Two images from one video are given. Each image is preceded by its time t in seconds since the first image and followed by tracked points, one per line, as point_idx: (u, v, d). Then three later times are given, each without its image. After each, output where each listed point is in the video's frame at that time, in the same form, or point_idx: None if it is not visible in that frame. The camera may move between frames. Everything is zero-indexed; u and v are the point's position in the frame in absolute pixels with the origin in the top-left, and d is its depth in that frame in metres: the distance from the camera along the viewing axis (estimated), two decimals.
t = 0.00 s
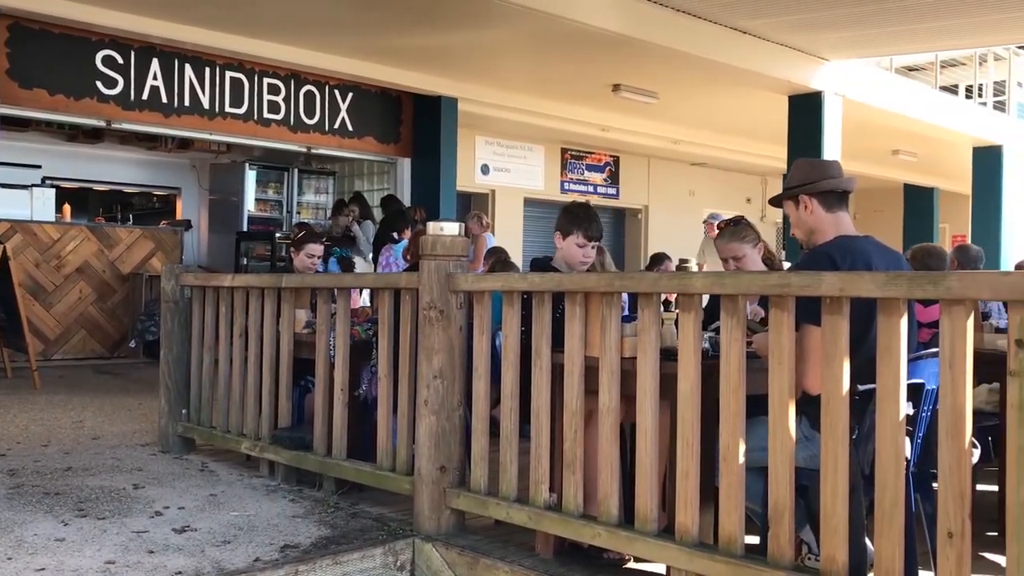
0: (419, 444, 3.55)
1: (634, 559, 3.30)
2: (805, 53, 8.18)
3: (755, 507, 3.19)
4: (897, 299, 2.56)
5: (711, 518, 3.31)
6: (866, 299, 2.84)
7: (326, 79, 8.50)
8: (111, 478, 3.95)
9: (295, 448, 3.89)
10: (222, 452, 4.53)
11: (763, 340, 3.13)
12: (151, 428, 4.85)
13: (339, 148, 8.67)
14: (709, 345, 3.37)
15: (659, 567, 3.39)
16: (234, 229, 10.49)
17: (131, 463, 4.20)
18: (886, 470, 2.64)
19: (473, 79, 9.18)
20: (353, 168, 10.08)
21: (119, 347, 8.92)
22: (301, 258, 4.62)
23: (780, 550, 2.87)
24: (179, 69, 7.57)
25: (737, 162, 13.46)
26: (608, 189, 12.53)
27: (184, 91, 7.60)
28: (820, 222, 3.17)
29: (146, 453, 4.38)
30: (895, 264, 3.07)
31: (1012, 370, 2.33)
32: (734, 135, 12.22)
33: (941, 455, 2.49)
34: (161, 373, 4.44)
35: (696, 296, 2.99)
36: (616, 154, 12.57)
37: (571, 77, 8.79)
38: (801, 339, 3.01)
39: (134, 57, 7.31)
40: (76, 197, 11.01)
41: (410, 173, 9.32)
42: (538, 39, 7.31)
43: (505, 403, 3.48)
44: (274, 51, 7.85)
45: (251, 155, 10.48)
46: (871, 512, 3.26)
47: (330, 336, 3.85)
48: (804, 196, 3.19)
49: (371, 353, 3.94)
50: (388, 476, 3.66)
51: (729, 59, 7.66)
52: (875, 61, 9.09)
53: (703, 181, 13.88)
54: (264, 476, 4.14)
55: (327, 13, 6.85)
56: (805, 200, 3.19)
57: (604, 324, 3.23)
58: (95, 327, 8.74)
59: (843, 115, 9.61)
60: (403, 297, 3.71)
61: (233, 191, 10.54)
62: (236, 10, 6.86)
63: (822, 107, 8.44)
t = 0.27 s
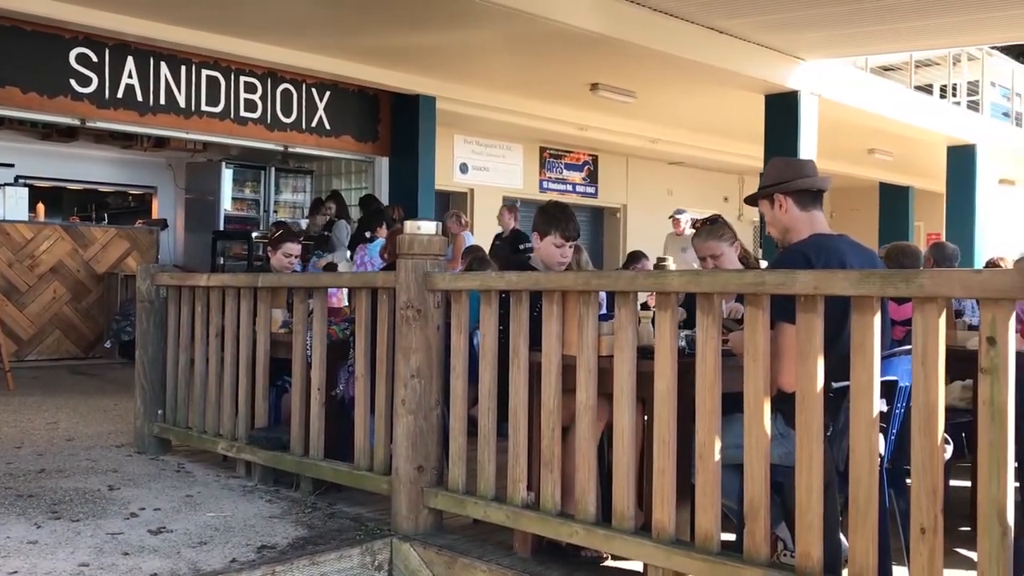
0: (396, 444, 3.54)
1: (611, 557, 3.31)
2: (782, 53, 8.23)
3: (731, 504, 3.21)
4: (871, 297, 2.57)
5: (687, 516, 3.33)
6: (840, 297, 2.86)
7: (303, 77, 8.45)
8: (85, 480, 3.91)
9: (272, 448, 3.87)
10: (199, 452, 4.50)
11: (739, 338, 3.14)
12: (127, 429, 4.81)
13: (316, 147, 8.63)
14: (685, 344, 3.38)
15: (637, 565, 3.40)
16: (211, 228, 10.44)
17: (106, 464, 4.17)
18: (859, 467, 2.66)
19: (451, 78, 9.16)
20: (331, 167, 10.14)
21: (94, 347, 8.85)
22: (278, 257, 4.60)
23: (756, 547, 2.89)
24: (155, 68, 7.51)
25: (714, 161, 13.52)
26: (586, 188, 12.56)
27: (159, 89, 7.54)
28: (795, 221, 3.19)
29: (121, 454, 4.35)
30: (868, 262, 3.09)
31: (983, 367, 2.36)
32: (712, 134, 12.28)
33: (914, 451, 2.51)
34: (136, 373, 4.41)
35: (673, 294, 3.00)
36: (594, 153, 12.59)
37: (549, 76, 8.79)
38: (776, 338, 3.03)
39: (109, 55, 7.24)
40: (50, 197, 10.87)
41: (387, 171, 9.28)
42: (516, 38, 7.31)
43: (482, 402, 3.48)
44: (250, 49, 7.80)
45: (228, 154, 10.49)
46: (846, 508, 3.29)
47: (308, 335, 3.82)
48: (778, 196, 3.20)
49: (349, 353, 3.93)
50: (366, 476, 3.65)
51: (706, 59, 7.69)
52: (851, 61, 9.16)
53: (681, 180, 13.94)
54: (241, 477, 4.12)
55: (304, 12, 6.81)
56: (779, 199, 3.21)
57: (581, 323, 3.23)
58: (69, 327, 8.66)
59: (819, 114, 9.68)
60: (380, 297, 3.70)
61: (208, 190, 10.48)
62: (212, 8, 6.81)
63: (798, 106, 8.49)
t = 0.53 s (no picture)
0: (372, 441, 3.53)
1: (588, 553, 3.31)
2: (758, 51, 8.27)
3: (706, 499, 3.22)
4: (843, 292, 2.59)
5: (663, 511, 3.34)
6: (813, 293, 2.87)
7: (278, 73, 8.40)
8: (57, 480, 3.87)
9: (247, 447, 3.85)
10: (175, 451, 4.48)
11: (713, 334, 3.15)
12: (100, 428, 4.77)
13: (292, 143, 8.58)
14: (660, 340, 3.39)
15: (613, 561, 3.41)
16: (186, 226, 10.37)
17: (78, 463, 4.13)
18: (833, 463, 2.68)
19: (428, 75, 9.14)
20: (307, 165, 9.99)
21: (67, 346, 8.78)
22: (255, 254, 4.57)
23: (731, 542, 2.90)
24: (128, 63, 7.43)
25: (691, 158, 13.58)
26: (563, 185, 12.58)
27: (133, 85, 7.47)
28: (768, 217, 3.21)
29: (95, 453, 4.31)
30: (842, 259, 3.11)
31: (954, 362, 2.36)
32: (688, 132, 12.33)
33: (886, 445, 2.52)
34: (110, 371, 4.37)
35: (649, 291, 3.00)
36: (571, 150, 12.61)
37: (526, 73, 8.79)
38: (750, 334, 3.04)
39: (81, 50, 7.16)
40: (22, 195, 10.68)
41: (363, 167, 9.24)
42: (492, 35, 7.30)
43: (458, 399, 3.47)
44: (225, 45, 7.74)
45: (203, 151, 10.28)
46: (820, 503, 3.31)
47: (283, 333, 3.80)
48: (753, 192, 3.22)
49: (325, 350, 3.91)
50: (342, 474, 3.63)
51: (682, 56, 7.71)
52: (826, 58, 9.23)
53: (658, 177, 13.99)
54: (216, 475, 4.09)
55: (278, 7, 6.77)
56: (753, 196, 3.22)
57: (557, 320, 3.23)
58: (42, 325, 8.60)
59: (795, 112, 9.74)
60: (356, 294, 3.68)
61: (183, 187, 10.41)
62: (186, 3, 6.75)
63: (774, 104, 8.54)
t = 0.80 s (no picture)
0: (342, 438, 3.51)
1: (559, 549, 3.32)
2: (729, 48, 8.31)
3: (676, 494, 3.24)
4: (810, 288, 2.61)
5: (633, 507, 3.35)
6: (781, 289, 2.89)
7: (249, 68, 8.34)
8: (23, 478, 3.83)
9: (217, 444, 3.82)
10: (145, 448, 4.44)
11: (682, 331, 3.16)
12: (67, 426, 4.72)
13: (263, 138, 8.53)
14: (630, 336, 3.40)
15: (584, 556, 3.42)
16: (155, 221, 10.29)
17: (44, 462, 4.09)
18: (799, 458, 2.70)
19: (401, 70, 9.11)
20: (278, 159, 9.90)
21: (34, 343, 8.77)
22: (229, 249, 4.53)
23: (699, 537, 2.91)
24: (96, 57, 7.34)
25: (664, 155, 13.64)
26: (537, 181, 12.59)
27: (101, 79, 7.38)
28: (738, 214, 3.23)
29: (62, 451, 4.27)
30: (809, 256, 3.14)
31: (919, 357, 2.39)
32: (661, 129, 12.38)
33: (852, 440, 2.55)
34: (78, 368, 4.33)
35: (619, 287, 3.01)
36: (545, 146, 12.62)
37: (499, 69, 8.78)
38: (720, 330, 3.05)
39: (47, 43, 7.06)
40: None
41: (335, 163, 9.19)
42: (464, 30, 7.29)
43: (429, 396, 3.46)
44: (195, 39, 7.66)
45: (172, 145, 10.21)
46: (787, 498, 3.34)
47: (253, 330, 3.77)
48: (722, 189, 3.23)
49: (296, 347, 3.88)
50: (312, 471, 3.61)
51: (654, 53, 7.74)
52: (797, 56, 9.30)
53: (632, 174, 14.04)
54: (186, 473, 4.06)
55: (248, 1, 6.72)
56: (723, 192, 3.24)
57: (528, 316, 3.24)
58: (9, 322, 8.57)
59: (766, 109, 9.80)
60: (326, 290, 3.67)
61: (154, 181, 10.33)
62: None
63: (746, 101, 8.58)
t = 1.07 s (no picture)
0: (308, 434, 3.49)
1: (525, 544, 3.32)
2: (698, 45, 8.36)
3: (641, 489, 3.25)
4: (773, 284, 2.62)
5: (599, 501, 3.36)
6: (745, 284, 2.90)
7: (216, 61, 8.26)
8: None
9: (182, 441, 3.79)
10: (108, 445, 4.39)
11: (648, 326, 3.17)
12: (29, 423, 4.67)
13: (230, 133, 8.46)
14: (597, 331, 3.41)
15: (550, 551, 3.42)
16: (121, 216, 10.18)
17: (4, 459, 4.03)
18: (762, 452, 2.71)
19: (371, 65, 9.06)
20: (245, 154, 9.77)
21: None
22: (198, 242, 4.52)
23: (665, 531, 2.93)
24: (60, 48, 7.23)
25: (634, 152, 13.70)
26: (508, 177, 12.60)
27: (64, 71, 7.27)
28: (704, 209, 3.25)
29: (23, 449, 4.22)
30: (773, 251, 3.16)
31: (880, 351, 2.41)
32: (631, 126, 12.44)
33: (814, 434, 2.57)
34: (40, 363, 4.27)
35: (586, 283, 3.01)
36: (516, 142, 12.62)
37: (470, 64, 8.77)
38: (685, 325, 3.06)
39: (9, 34, 6.94)
40: None
41: (303, 157, 9.14)
42: (434, 25, 7.27)
43: (396, 392, 3.45)
44: (161, 32, 7.57)
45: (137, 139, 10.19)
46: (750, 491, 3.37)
47: (218, 325, 3.74)
48: (688, 184, 3.25)
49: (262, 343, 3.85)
50: (278, 468, 3.59)
51: (623, 50, 7.76)
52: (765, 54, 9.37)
53: (602, 170, 14.09)
54: (150, 470, 4.02)
55: None
56: (688, 188, 3.26)
57: (495, 312, 3.23)
58: None
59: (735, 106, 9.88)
60: (292, 285, 3.64)
61: (119, 177, 10.23)
62: None
63: (715, 98, 8.63)
